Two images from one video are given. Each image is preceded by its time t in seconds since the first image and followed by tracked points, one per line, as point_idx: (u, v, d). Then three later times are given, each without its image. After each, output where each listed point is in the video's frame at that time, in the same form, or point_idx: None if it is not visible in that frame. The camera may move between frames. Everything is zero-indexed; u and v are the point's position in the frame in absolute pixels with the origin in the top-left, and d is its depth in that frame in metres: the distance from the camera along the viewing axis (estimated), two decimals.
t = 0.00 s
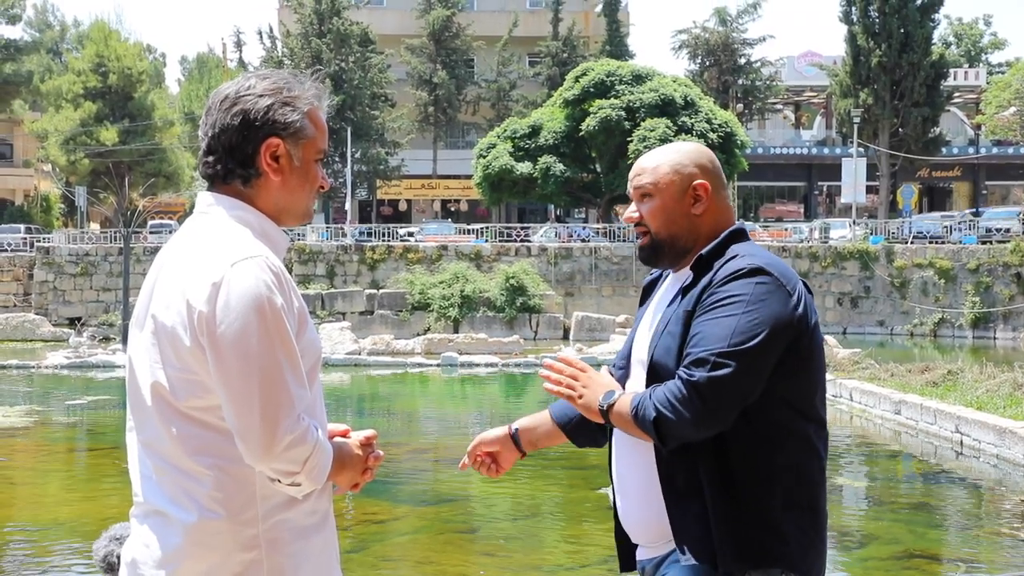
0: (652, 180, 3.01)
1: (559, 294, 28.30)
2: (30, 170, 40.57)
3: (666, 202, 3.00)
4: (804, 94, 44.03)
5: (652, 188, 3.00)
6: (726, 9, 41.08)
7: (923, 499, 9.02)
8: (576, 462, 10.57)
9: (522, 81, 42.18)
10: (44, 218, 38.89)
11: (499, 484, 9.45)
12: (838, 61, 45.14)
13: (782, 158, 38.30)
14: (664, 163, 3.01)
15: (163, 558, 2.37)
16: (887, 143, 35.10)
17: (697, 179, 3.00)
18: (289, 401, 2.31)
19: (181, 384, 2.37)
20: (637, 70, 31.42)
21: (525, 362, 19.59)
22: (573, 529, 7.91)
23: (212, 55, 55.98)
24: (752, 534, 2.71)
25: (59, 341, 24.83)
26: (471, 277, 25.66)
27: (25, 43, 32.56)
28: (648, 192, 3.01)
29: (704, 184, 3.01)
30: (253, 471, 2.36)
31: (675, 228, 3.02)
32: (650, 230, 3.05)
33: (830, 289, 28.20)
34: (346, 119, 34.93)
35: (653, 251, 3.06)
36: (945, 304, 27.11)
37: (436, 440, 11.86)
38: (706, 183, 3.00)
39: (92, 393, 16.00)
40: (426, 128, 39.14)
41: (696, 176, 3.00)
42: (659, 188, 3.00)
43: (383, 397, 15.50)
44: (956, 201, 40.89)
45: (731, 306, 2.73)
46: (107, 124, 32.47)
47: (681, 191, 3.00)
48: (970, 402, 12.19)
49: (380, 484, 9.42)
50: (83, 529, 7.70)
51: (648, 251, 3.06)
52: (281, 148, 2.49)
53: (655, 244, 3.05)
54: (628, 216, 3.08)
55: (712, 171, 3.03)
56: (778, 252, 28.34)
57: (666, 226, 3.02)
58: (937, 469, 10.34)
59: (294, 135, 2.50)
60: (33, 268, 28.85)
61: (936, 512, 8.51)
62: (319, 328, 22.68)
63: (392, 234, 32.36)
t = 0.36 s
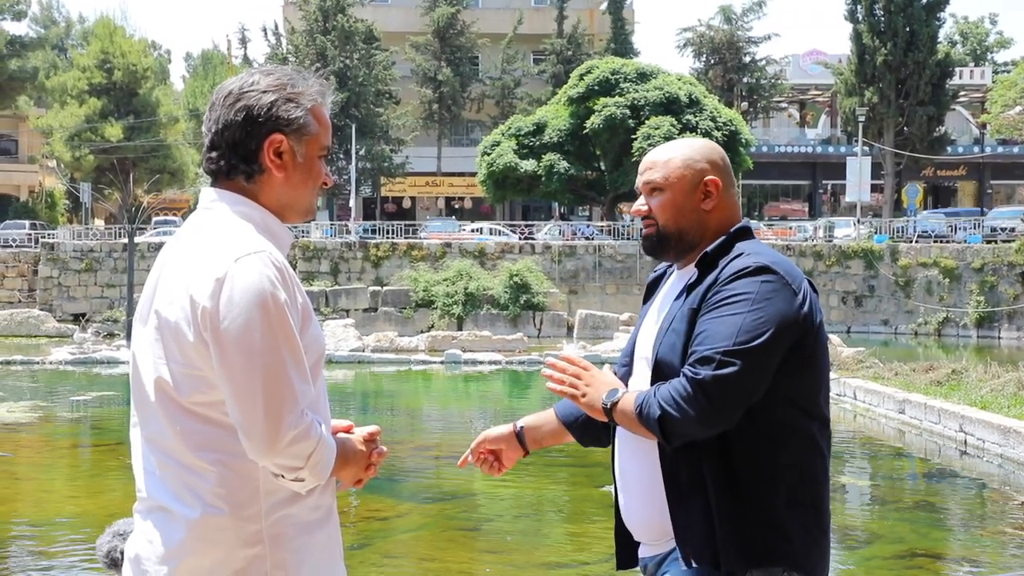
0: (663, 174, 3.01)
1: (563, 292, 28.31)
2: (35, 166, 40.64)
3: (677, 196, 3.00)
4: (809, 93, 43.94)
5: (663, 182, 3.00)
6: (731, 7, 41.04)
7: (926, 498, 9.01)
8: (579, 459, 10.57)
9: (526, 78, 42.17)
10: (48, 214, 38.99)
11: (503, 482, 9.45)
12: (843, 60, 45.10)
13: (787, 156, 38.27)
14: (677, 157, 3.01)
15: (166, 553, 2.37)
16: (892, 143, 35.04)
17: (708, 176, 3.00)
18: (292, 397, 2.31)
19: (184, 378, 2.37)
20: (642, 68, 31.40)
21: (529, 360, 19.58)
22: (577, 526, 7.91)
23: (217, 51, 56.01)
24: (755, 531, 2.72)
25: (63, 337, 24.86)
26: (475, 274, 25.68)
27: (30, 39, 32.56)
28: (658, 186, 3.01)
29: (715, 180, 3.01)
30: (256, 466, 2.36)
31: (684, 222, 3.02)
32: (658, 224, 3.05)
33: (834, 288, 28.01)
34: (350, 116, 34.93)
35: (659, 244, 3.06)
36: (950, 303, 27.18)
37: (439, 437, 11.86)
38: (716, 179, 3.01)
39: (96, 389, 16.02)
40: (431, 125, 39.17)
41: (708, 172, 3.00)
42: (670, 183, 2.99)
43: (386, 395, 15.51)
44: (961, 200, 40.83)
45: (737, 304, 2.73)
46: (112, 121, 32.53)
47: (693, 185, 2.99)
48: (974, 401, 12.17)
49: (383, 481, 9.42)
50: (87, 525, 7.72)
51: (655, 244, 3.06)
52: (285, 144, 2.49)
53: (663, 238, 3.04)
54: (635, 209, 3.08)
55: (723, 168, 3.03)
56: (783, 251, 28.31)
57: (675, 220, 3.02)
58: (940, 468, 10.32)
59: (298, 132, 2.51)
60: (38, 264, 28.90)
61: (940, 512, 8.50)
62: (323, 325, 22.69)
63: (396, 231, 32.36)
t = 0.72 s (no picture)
0: (666, 170, 3.00)
1: (566, 290, 28.29)
2: (39, 162, 40.71)
3: (679, 192, 3.00)
4: (812, 92, 43.88)
5: (666, 179, 3.00)
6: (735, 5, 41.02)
7: (929, 497, 9.00)
8: (582, 457, 10.57)
9: (530, 77, 42.16)
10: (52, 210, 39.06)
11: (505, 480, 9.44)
12: (847, 59, 45.08)
13: (791, 155, 38.24)
14: (682, 153, 3.01)
15: (168, 549, 2.38)
16: (895, 141, 34.98)
17: (711, 173, 3.00)
18: (295, 393, 2.31)
19: (186, 374, 2.37)
20: (646, 66, 31.37)
21: (532, 358, 19.58)
22: (579, 524, 7.91)
23: (221, 48, 56.04)
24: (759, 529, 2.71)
25: (66, 333, 24.88)
26: (478, 272, 25.68)
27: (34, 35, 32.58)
28: (660, 182, 3.01)
29: (718, 178, 3.01)
30: (257, 464, 2.36)
31: (686, 218, 3.02)
32: (660, 220, 3.05)
33: (837, 287, 27.96)
34: (354, 113, 34.93)
35: (660, 240, 3.06)
36: (953, 302, 27.15)
37: (441, 434, 11.86)
38: (720, 177, 3.01)
39: (99, 385, 16.04)
40: (435, 122, 39.19)
41: (711, 169, 3.00)
42: (673, 178, 2.99)
43: (389, 392, 15.51)
44: (964, 199, 40.74)
45: (740, 302, 2.73)
46: (116, 117, 32.55)
47: (696, 182, 2.99)
48: (977, 400, 12.16)
49: (386, 478, 9.42)
50: (89, 521, 7.73)
51: (656, 240, 3.06)
52: (286, 140, 2.50)
53: (663, 234, 3.05)
54: (638, 204, 3.08)
55: (726, 166, 3.03)
56: (786, 250, 28.25)
57: (677, 216, 3.02)
58: (943, 468, 10.31)
59: (299, 127, 2.51)
60: (41, 260, 28.92)
61: (942, 511, 8.49)
62: (326, 322, 22.69)
63: (399, 228, 32.36)
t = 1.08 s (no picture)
0: (652, 171, 3.04)
1: (564, 288, 28.32)
2: (37, 159, 40.73)
3: (664, 193, 3.03)
4: (810, 91, 43.92)
5: (653, 178, 3.03)
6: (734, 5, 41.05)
7: (924, 495, 9.04)
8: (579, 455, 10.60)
9: (528, 76, 42.21)
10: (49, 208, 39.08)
11: (502, 478, 9.47)
12: (846, 59, 45.15)
13: (788, 154, 38.30)
14: (669, 154, 3.04)
15: (166, 546, 2.40)
16: (893, 141, 35.03)
17: (696, 173, 3.02)
18: (292, 390, 2.34)
19: (183, 372, 2.40)
20: (644, 65, 31.39)
21: (529, 356, 19.64)
22: (576, 522, 7.94)
23: (219, 46, 56.04)
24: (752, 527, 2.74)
25: (64, 331, 24.89)
26: (476, 270, 25.73)
27: (32, 32, 32.56)
28: (647, 182, 3.05)
29: (703, 178, 3.03)
30: (255, 460, 2.39)
31: (671, 220, 3.05)
32: (647, 221, 3.09)
33: (834, 286, 27.96)
34: (353, 112, 34.93)
35: (648, 240, 3.10)
36: (949, 302, 27.20)
37: (439, 432, 11.89)
38: (705, 177, 3.02)
39: (97, 383, 16.07)
40: (433, 121, 39.23)
41: (696, 170, 3.02)
42: (658, 178, 3.03)
43: (387, 390, 15.54)
44: (961, 199, 40.80)
45: (731, 303, 2.76)
46: (114, 114, 32.52)
47: (681, 182, 3.02)
48: (973, 399, 12.20)
49: (383, 476, 9.44)
50: (87, 519, 7.75)
51: (645, 239, 3.10)
52: (282, 137, 2.52)
53: (651, 233, 3.08)
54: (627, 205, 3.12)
55: (713, 166, 3.05)
56: (784, 249, 28.25)
57: (662, 217, 3.05)
58: (939, 466, 10.35)
59: (295, 125, 2.53)
60: (38, 258, 28.93)
61: (938, 509, 8.53)
62: (324, 320, 22.70)
63: (397, 226, 32.37)
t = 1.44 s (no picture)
0: (635, 174, 3.06)
1: (561, 285, 28.31)
2: (32, 156, 40.67)
3: (647, 197, 3.04)
4: (806, 88, 43.93)
5: (635, 182, 3.06)
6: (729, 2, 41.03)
7: (921, 491, 9.06)
8: (575, 452, 10.60)
9: (524, 72, 42.19)
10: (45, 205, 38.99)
11: (499, 475, 9.47)
12: (841, 56, 45.18)
13: (785, 151, 38.34)
14: (651, 156, 3.05)
15: (164, 543, 2.40)
16: (888, 137, 35.06)
17: (677, 175, 3.03)
18: (290, 389, 2.34)
19: (182, 370, 2.40)
20: (640, 62, 31.35)
21: (525, 353, 19.66)
22: (574, 519, 7.94)
23: (214, 43, 55.95)
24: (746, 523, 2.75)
25: (60, 329, 24.85)
26: (472, 268, 25.74)
27: (27, 30, 32.50)
28: (631, 186, 3.07)
29: (685, 179, 3.03)
30: (253, 458, 2.39)
31: (656, 223, 3.07)
32: (636, 223, 3.11)
33: (830, 283, 27.98)
34: (349, 109, 34.87)
35: (637, 243, 3.13)
36: (945, 298, 27.24)
37: (436, 429, 11.89)
38: (685, 178, 3.03)
39: (93, 381, 16.05)
40: (429, 117, 39.22)
41: (677, 171, 3.03)
42: (641, 182, 3.04)
43: (384, 387, 15.54)
44: (957, 196, 40.86)
45: (719, 297, 2.76)
46: (110, 112, 32.42)
47: (661, 184, 3.03)
48: (969, 395, 12.21)
49: (380, 474, 9.43)
50: (84, 516, 7.75)
51: (633, 242, 3.13)
52: (280, 135, 2.52)
53: (639, 235, 3.10)
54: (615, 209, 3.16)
55: (696, 163, 3.04)
56: (780, 245, 28.22)
57: (647, 221, 3.07)
58: (935, 462, 10.36)
59: (293, 122, 2.53)
60: (34, 255, 28.88)
61: (935, 505, 8.54)
62: (320, 317, 22.67)
63: (394, 223, 32.34)
